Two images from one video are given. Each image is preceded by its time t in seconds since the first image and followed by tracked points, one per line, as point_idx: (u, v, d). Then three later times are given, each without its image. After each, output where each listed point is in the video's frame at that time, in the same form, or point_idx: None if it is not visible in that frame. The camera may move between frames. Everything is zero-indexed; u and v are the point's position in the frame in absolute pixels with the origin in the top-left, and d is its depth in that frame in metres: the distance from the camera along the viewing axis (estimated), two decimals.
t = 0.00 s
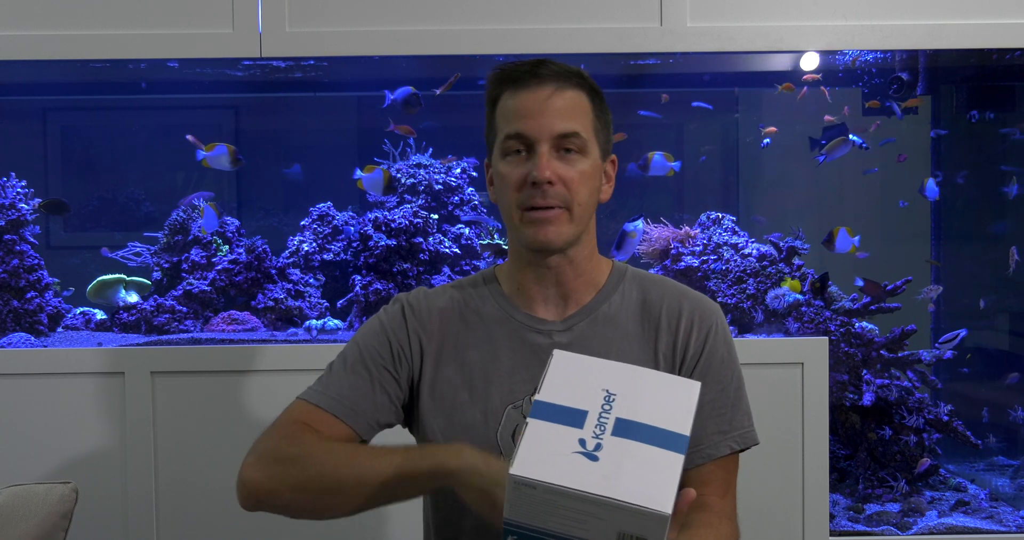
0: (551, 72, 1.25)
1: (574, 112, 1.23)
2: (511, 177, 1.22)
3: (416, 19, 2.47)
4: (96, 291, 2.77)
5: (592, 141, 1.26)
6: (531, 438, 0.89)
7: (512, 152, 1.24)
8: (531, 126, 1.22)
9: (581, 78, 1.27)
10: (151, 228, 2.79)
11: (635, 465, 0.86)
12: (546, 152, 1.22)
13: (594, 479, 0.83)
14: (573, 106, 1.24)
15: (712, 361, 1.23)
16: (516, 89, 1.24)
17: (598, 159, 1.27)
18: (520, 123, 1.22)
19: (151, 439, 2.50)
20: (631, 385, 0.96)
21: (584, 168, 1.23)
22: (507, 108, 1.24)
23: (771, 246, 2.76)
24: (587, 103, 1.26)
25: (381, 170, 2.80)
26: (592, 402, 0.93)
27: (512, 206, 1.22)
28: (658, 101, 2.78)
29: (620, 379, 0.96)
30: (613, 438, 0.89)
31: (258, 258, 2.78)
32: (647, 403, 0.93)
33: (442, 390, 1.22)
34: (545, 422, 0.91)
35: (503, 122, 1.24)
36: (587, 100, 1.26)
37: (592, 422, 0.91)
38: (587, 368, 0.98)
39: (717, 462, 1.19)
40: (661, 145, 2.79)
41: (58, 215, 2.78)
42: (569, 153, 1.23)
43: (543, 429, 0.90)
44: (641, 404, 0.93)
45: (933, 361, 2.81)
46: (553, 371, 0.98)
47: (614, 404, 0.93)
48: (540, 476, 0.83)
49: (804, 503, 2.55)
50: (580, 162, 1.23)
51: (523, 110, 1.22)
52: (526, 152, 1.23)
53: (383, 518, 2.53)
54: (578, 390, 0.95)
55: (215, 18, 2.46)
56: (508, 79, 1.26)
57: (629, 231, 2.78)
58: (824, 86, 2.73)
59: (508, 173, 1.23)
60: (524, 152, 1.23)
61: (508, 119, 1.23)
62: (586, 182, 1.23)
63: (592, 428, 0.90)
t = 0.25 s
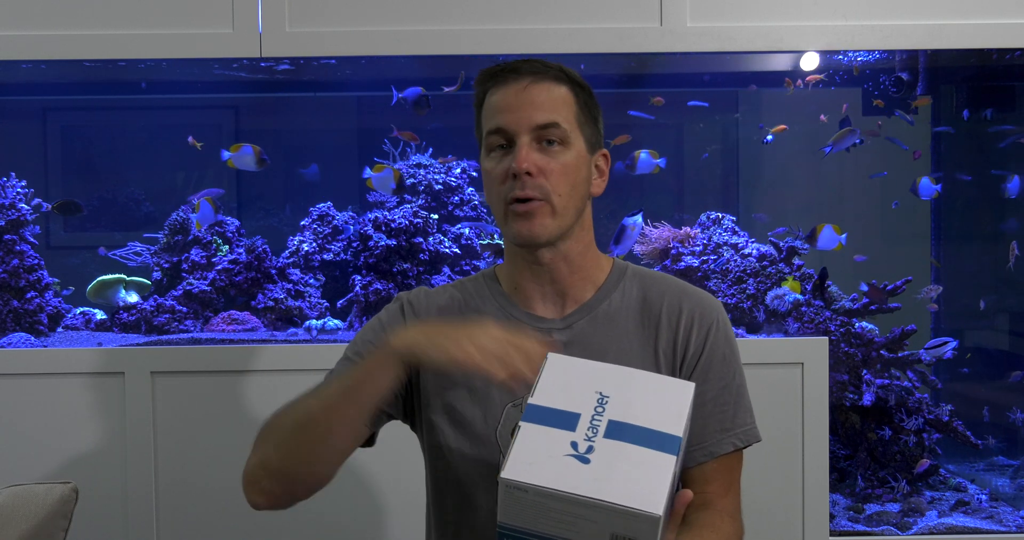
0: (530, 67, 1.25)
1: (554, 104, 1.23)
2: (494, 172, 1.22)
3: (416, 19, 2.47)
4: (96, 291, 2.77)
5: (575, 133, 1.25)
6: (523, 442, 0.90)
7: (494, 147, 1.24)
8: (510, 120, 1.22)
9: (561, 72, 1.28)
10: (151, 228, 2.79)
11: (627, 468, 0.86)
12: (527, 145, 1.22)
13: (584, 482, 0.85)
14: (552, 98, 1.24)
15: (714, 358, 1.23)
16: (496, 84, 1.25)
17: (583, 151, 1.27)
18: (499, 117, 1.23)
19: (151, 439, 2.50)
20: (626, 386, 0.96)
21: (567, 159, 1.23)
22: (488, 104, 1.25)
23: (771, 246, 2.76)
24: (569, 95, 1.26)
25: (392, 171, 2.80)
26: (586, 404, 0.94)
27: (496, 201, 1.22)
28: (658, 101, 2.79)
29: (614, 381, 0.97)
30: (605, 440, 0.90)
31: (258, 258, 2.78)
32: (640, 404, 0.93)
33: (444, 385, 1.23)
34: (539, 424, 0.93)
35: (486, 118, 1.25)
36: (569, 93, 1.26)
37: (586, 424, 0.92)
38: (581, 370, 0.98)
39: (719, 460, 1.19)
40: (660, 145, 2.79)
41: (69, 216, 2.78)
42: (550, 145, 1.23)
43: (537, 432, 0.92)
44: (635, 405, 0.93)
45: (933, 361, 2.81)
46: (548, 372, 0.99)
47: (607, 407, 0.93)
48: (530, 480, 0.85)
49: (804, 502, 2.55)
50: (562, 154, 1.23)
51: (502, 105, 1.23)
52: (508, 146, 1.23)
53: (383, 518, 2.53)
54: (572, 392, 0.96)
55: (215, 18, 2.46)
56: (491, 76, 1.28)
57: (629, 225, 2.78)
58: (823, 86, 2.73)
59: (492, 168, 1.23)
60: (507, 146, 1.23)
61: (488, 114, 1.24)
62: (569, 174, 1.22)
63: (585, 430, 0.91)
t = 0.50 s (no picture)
0: (562, 70, 1.23)
1: (585, 113, 1.22)
2: (518, 177, 1.21)
3: (416, 19, 2.47)
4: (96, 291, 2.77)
5: (602, 143, 1.24)
6: (529, 442, 0.90)
7: (521, 150, 1.23)
8: (540, 126, 1.20)
9: (591, 78, 1.26)
10: (151, 228, 2.79)
11: (633, 468, 0.87)
12: (555, 152, 1.21)
13: (591, 482, 0.85)
14: (583, 107, 1.22)
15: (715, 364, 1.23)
16: (527, 86, 1.23)
17: (607, 160, 1.26)
18: (530, 121, 1.21)
19: (151, 439, 2.50)
20: (630, 386, 0.96)
21: (593, 170, 1.22)
22: (517, 105, 1.23)
23: (771, 246, 2.76)
24: (598, 104, 1.25)
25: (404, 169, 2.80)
26: (591, 405, 0.94)
27: (518, 206, 1.21)
28: (658, 101, 2.78)
29: (618, 381, 0.97)
30: (611, 441, 0.90)
31: (258, 258, 2.77)
32: (645, 404, 0.94)
33: (444, 390, 1.23)
34: (544, 425, 0.93)
35: (514, 119, 1.23)
36: (598, 102, 1.25)
37: (591, 425, 0.92)
38: (586, 371, 0.99)
39: (719, 467, 1.19)
40: (661, 145, 2.79)
41: (87, 216, 2.78)
42: (578, 154, 1.22)
43: (542, 433, 0.92)
44: (640, 406, 0.94)
45: (933, 361, 2.81)
46: (552, 373, 0.99)
47: (612, 408, 0.94)
48: (536, 480, 0.85)
49: (804, 502, 2.55)
50: (589, 164, 1.22)
51: (532, 109, 1.21)
52: (535, 151, 1.22)
53: (383, 518, 2.53)
54: (576, 392, 0.96)
55: (214, 18, 2.46)
56: (521, 76, 1.25)
57: (628, 218, 2.77)
58: (823, 86, 2.73)
59: (516, 171, 1.22)
60: (532, 152, 1.22)
61: (517, 116, 1.22)
62: (594, 184, 1.22)
63: (590, 431, 0.91)
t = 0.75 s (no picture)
0: (564, 83, 1.19)
1: (591, 128, 1.19)
2: (524, 195, 1.18)
3: (416, 19, 2.47)
4: (96, 291, 2.77)
5: (606, 155, 1.22)
6: (529, 451, 0.90)
7: (525, 166, 1.19)
8: (546, 143, 1.17)
9: (595, 88, 1.22)
10: (151, 228, 2.79)
11: (634, 479, 0.87)
12: (561, 169, 1.18)
13: (592, 493, 0.85)
14: (589, 121, 1.19)
15: (715, 365, 1.23)
16: (531, 101, 1.19)
17: (611, 172, 1.24)
18: (534, 138, 1.17)
19: (151, 438, 2.50)
20: (630, 395, 0.96)
21: (598, 184, 1.20)
22: (520, 120, 1.19)
23: (771, 245, 2.76)
24: (603, 115, 1.22)
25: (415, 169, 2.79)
26: (590, 414, 0.94)
27: (524, 223, 1.19)
28: (657, 102, 2.79)
29: (618, 390, 0.97)
30: (611, 451, 0.90)
31: (258, 258, 2.78)
32: (645, 413, 0.93)
33: (445, 399, 1.23)
34: (544, 435, 0.93)
35: (517, 135, 1.19)
36: (602, 114, 1.22)
37: (591, 434, 0.92)
38: (586, 379, 0.98)
39: (718, 468, 1.19)
40: (661, 145, 2.79)
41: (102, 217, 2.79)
42: (583, 169, 1.20)
43: (541, 443, 0.92)
44: (640, 415, 0.93)
45: (933, 361, 2.81)
46: (552, 381, 0.99)
47: (612, 417, 0.93)
48: (536, 492, 0.85)
49: (804, 502, 2.55)
50: (594, 178, 1.20)
51: (538, 125, 1.17)
52: (540, 167, 1.19)
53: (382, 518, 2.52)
54: (576, 401, 0.96)
55: (214, 18, 2.46)
56: (523, 89, 1.21)
57: (629, 213, 2.77)
58: (822, 86, 2.73)
59: (521, 188, 1.19)
60: (538, 168, 1.19)
61: (521, 133, 1.18)
62: (600, 200, 1.20)
63: (591, 441, 0.91)
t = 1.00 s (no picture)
0: (565, 94, 1.18)
1: (591, 138, 1.18)
2: (525, 207, 1.18)
3: (416, 19, 2.47)
4: (96, 291, 2.77)
5: (607, 163, 1.21)
6: (531, 453, 0.90)
7: (525, 178, 1.19)
8: (546, 156, 1.16)
9: (594, 95, 1.21)
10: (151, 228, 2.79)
11: (636, 479, 0.87)
12: (562, 181, 1.17)
13: (595, 494, 0.85)
14: (589, 131, 1.18)
15: (715, 365, 1.23)
16: (530, 113, 1.17)
17: (611, 178, 1.23)
18: (534, 151, 1.17)
19: (151, 438, 2.50)
20: (629, 395, 0.96)
21: (599, 193, 1.20)
22: (519, 132, 1.18)
23: (771, 246, 2.76)
24: (602, 123, 1.20)
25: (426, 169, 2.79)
26: (590, 415, 0.94)
27: (525, 234, 1.19)
28: (656, 105, 2.79)
29: (616, 390, 0.97)
30: (612, 451, 0.90)
31: (258, 258, 2.78)
32: (644, 413, 0.94)
33: (445, 398, 1.23)
34: (544, 437, 0.92)
35: (517, 147, 1.18)
36: (602, 121, 1.20)
37: (591, 435, 0.92)
38: (585, 379, 0.98)
39: (718, 468, 1.19)
40: (661, 145, 2.79)
41: (106, 218, 2.79)
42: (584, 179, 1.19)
43: (542, 445, 0.91)
44: (640, 415, 0.94)
45: (933, 361, 2.81)
46: (549, 382, 0.98)
47: (612, 417, 0.94)
48: (540, 494, 0.85)
49: (804, 502, 2.55)
50: (595, 187, 1.19)
51: (537, 138, 1.16)
52: (541, 178, 1.18)
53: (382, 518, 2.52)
54: (575, 402, 0.95)
55: (214, 18, 2.46)
56: (522, 99, 1.19)
57: (636, 207, 2.78)
58: (822, 86, 2.73)
59: (522, 200, 1.19)
60: (538, 180, 1.19)
61: (521, 145, 1.17)
62: (601, 209, 1.20)
63: (591, 442, 0.91)
